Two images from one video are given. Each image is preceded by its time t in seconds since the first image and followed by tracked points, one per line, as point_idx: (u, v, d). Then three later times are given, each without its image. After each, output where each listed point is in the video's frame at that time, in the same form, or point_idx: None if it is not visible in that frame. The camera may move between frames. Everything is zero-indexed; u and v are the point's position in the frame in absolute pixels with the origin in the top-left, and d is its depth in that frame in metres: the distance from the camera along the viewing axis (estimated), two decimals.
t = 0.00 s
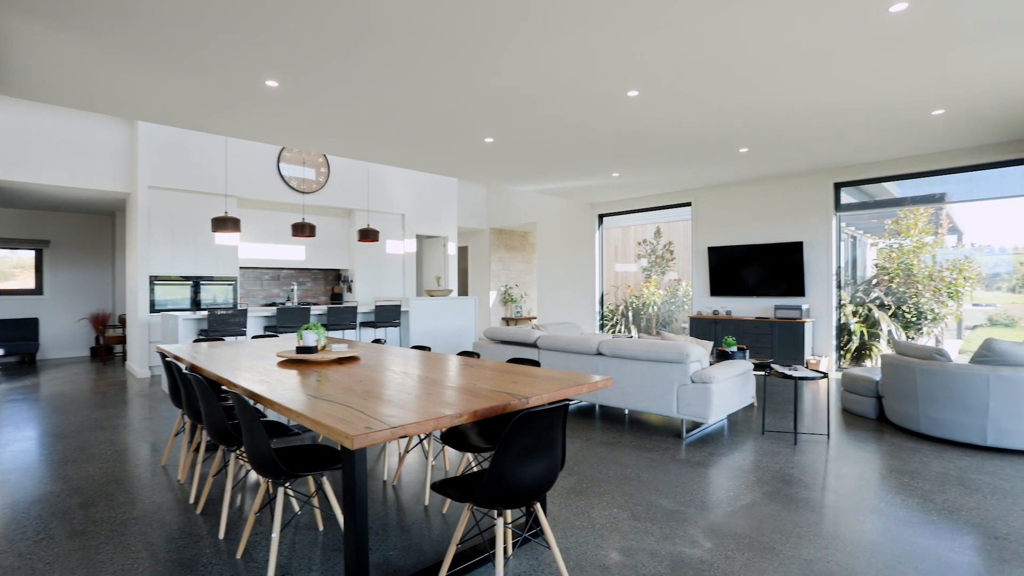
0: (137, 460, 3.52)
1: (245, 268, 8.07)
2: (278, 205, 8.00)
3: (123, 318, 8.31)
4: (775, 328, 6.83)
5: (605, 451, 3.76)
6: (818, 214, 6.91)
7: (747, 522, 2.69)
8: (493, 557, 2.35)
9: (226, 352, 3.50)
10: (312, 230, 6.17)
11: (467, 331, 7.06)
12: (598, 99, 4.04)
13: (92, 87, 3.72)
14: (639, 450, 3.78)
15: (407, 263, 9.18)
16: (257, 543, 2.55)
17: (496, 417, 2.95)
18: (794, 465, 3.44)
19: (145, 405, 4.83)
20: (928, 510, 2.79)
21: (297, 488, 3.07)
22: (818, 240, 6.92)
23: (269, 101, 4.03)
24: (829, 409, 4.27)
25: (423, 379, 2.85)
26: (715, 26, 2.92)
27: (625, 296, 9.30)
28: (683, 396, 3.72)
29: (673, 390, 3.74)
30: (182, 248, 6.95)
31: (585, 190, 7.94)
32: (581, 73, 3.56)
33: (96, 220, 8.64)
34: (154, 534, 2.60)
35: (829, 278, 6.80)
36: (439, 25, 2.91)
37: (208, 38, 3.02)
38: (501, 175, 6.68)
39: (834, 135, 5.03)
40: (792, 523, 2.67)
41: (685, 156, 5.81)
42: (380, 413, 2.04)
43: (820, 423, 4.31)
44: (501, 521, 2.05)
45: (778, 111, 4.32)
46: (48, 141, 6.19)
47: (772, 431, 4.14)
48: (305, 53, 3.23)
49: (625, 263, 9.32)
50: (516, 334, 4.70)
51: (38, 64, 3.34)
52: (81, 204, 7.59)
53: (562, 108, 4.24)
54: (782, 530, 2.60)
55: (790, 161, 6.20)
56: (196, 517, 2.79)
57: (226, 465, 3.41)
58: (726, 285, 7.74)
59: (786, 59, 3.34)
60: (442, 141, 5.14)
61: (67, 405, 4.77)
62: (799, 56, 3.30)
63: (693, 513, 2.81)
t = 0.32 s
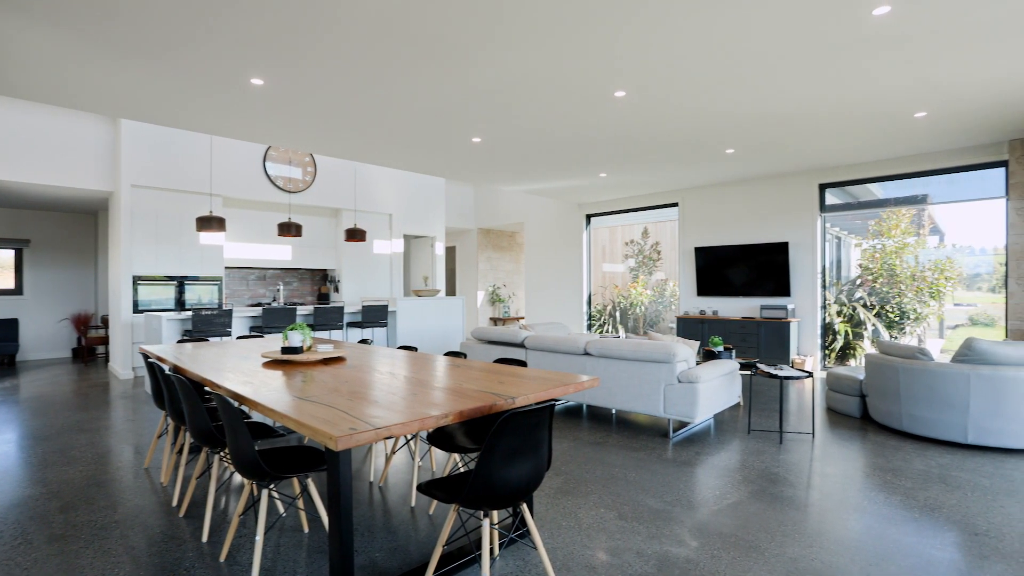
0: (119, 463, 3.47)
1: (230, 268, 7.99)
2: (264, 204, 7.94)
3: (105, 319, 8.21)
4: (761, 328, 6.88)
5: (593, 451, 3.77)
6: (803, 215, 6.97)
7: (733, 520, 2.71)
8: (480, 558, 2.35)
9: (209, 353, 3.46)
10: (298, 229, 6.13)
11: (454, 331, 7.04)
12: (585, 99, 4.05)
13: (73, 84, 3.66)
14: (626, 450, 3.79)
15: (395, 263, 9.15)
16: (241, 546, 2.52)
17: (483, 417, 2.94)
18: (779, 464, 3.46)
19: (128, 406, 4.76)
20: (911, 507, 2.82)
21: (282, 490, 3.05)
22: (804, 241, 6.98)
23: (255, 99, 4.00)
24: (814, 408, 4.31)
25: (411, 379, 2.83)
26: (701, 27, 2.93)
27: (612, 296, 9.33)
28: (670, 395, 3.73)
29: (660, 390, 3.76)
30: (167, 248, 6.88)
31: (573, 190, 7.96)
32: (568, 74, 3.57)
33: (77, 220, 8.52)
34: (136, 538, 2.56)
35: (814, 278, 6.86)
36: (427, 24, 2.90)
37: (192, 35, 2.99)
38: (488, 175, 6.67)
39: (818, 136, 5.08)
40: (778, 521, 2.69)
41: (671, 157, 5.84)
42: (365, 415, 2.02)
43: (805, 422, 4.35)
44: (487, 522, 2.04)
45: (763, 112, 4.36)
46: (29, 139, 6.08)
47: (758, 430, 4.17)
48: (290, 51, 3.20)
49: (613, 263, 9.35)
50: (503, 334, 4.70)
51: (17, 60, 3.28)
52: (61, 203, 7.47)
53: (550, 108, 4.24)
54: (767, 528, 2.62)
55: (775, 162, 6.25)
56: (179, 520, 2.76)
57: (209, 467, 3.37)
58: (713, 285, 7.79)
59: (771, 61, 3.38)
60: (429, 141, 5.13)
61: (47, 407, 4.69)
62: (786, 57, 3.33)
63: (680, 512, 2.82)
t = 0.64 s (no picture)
0: (100, 465, 3.43)
1: (216, 268, 7.92)
2: (251, 203, 7.87)
3: (88, 319, 8.10)
4: (748, 328, 6.93)
5: (580, 450, 3.77)
6: (789, 216, 7.03)
7: (720, 519, 2.72)
8: (466, 560, 2.34)
9: (193, 354, 3.42)
10: (285, 229, 6.08)
11: (442, 331, 7.03)
12: (572, 100, 4.06)
13: (54, 81, 3.61)
14: (614, 450, 3.80)
15: (383, 263, 9.11)
16: (225, 548, 2.50)
17: (470, 417, 2.94)
18: (765, 463, 3.49)
19: (110, 408, 4.70)
20: (894, 505, 2.85)
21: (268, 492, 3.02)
22: (790, 241, 7.04)
23: (240, 98, 3.96)
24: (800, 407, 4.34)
25: (398, 380, 2.81)
26: (686, 28, 2.95)
27: (600, 296, 9.36)
28: (657, 395, 3.75)
29: (647, 389, 3.77)
30: (151, 247, 6.81)
31: (561, 190, 7.97)
32: (555, 74, 3.57)
33: (60, 218, 8.40)
34: (118, 542, 2.53)
35: (800, 278, 6.92)
36: (413, 23, 2.89)
37: (175, 32, 2.96)
38: (476, 175, 6.66)
39: (803, 138, 5.13)
40: (763, 520, 2.71)
41: (659, 157, 5.87)
42: (351, 416, 2.01)
43: (791, 421, 4.38)
44: (473, 523, 2.04)
45: (749, 114, 4.39)
46: (9, 136, 5.98)
47: (744, 429, 4.20)
48: (275, 49, 3.18)
49: (601, 263, 9.37)
50: (490, 334, 4.69)
51: None
52: (43, 201, 7.36)
53: (538, 108, 4.24)
54: (753, 527, 2.64)
55: (761, 163, 6.30)
56: (162, 523, 2.72)
57: (194, 469, 3.34)
58: (700, 285, 7.84)
59: (756, 62, 3.40)
60: (417, 140, 5.11)
61: (27, 409, 4.62)
62: (770, 59, 3.35)
63: (667, 512, 2.83)
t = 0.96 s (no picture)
0: (83, 468, 3.38)
1: (202, 268, 7.85)
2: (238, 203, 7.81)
3: (72, 320, 7.99)
4: (736, 328, 6.98)
5: (568, 451, 3.78)
6: (777, 216, 7.08)
7: (707, 518, 2.74)
8: (454, 561, 2.33)
9: (177, 354, 3.39)
10: (272, 228, 6.04)
11: (430, 331, 7.01)
12: (561, 100, 4.06)
13: (36, 78, 3.56)
14: (602, 449, 3.81)
15: (371, 263, 9.07)
16: (210, 551, 2.47)
17: (459, 418, 2.93)
18: (753, 462, 3.51)
19: (94, 410, 4.64)
20: (878, 502, 2.88)
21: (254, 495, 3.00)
22: (776, 241, 7.10)
23: (227, 97, 3.93)
24: (786, 406, 4.38)
25: (386, 381, 2.79)
26: (673, 30, 2.96)
27: (589, 296, 9.38)
28: (645, 395, 3.76)
29: (635, 389, 3.79)
30: (136, 247, 6.74)
31: (550, 191, 7.98)
32: (543, 74, 3.57)
33: (43, 217, 8.29)
34: (100, 545, 2.49)
35: (788, 278, 6.98)
36: (400, 22, 2.88)
37: (158, 31, 2.93)
38: (464, 174, 6.65)
39: (790, 139, 5.17)
40: (750, 518, 2.73)
41: (647, 158, 5.90)
42: (338, 417, 1.99)
43: (777, 420, 4.42)
44: (460, 524, 2.03)
45: (737, 115, 4.43)
46: None
47: (732, 428, 4.23)
48: (261, 49, 3.16)
49: (590, 263, 9.39)
50: (478, 334, 4.69)
51: None
52: (26, 200, 7.26)
53: (527, 108, 4.25)
54: (740, 526, 2.65)
55: (748, 164, 6.35)
56: (146, 526, 2.69)
57: (178, 471, 3.31)
58: (688, 285, 7.88)
59: (743, 64, 3.42)
60: (405, 140, 5.10)
61: (8, 412, 4.55)
62: (756, 61, 3.38)
63: (655, 511, 2.84)
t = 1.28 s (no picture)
0: (66, 471, 3.34)
1: (188, 268, 7.78)
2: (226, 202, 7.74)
3: (55, 320, 7.88)
4: (724, 327, 7.02)
5: (558, 451, 3.79)
6: (765, 217, 7.14)
7: (695, 518, 2.76)
8: (442, 562, 2.33)
9: (162, 355, 3.36)
10: (260, 228, 6.00)
11: (419, 332, 6.99)
12: (550, 100, 4.07)
13: (17, 75, 3.50)
14: (591, 449, 3.82)
15: (360, 263, 9.03)
16: (195, 554, 2.45)
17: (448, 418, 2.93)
18: (741, 462, 3.54)
19: (77, 412, 4.58)
20: (863, 501, 2.91)
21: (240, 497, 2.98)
22: (764, 242, 7.15)
23: (214, 95, 3.89)
24: (774, 406, 4.42)
25: (375, 382, 2.78)
26: (662, 30, 2.97)
27: (578, 296, 9.39)
28: (634, 394, 3.78)
29: (624, 389, 3.80)
30: (122, 247, 6.67)
31: (539, 191, 7.98)
32: (533, 74, 3.57)
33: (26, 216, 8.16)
34: (83, 549, 2.46)
35: (776, 278, 7.03)
36: (389, 21, 2.87)
37: (143, 27, 2.89)
38: (453, 174, 6.64)
39: (777, 140, 5.21)
40: (737, 517, 2.75)
41: (636, 158, 5.92)
42: (325, 419, 1.98)
43: (765, 419, 4.45)
44: (449, 524, 2.03)
45: (725, 116, 4.45)
46: None
47: (720, 428, 4.26)
48: (248, 46, 3.13)
49: (579, 263, 9.40)
50: (467, 334, 4.68)
51: None
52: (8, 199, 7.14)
53: (516, 108, 4.24)
54: (728, 525, 2.67)
55: (736, 165, 6.39)
56: (130, 529, 2.66)
57: (164, 473, 3.28)
58: (677, 285, 7.92)
59: (731, 66, 3.45)
60: (394, 139, 5.08)
61: None
62: (744, 62, 3.40)
63: (644, 511, 2.85)
